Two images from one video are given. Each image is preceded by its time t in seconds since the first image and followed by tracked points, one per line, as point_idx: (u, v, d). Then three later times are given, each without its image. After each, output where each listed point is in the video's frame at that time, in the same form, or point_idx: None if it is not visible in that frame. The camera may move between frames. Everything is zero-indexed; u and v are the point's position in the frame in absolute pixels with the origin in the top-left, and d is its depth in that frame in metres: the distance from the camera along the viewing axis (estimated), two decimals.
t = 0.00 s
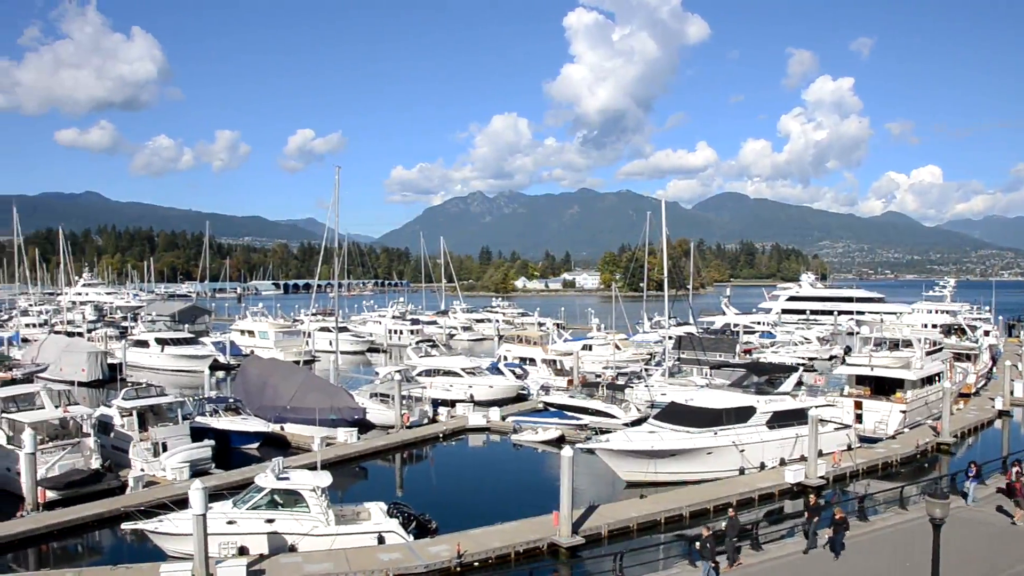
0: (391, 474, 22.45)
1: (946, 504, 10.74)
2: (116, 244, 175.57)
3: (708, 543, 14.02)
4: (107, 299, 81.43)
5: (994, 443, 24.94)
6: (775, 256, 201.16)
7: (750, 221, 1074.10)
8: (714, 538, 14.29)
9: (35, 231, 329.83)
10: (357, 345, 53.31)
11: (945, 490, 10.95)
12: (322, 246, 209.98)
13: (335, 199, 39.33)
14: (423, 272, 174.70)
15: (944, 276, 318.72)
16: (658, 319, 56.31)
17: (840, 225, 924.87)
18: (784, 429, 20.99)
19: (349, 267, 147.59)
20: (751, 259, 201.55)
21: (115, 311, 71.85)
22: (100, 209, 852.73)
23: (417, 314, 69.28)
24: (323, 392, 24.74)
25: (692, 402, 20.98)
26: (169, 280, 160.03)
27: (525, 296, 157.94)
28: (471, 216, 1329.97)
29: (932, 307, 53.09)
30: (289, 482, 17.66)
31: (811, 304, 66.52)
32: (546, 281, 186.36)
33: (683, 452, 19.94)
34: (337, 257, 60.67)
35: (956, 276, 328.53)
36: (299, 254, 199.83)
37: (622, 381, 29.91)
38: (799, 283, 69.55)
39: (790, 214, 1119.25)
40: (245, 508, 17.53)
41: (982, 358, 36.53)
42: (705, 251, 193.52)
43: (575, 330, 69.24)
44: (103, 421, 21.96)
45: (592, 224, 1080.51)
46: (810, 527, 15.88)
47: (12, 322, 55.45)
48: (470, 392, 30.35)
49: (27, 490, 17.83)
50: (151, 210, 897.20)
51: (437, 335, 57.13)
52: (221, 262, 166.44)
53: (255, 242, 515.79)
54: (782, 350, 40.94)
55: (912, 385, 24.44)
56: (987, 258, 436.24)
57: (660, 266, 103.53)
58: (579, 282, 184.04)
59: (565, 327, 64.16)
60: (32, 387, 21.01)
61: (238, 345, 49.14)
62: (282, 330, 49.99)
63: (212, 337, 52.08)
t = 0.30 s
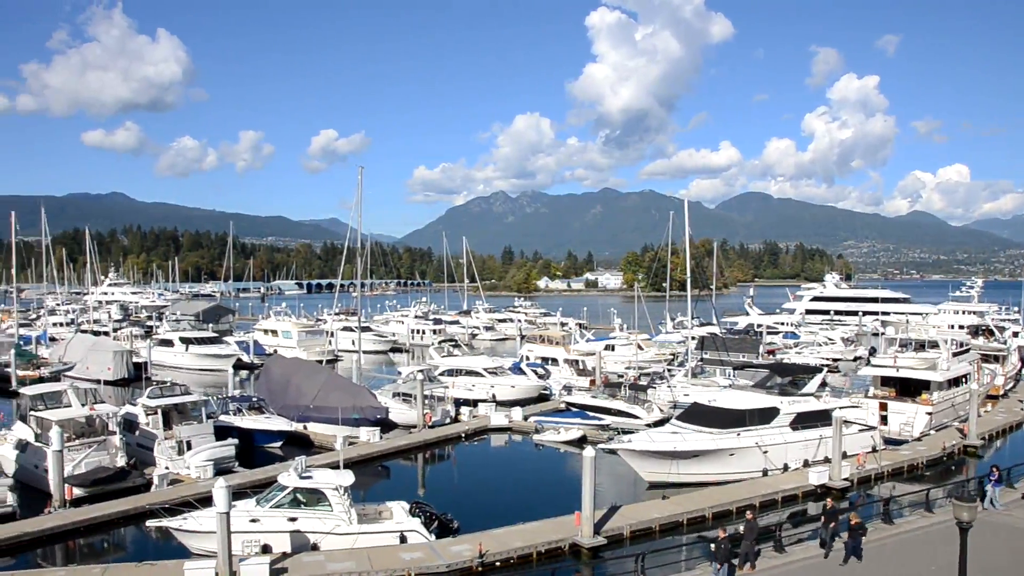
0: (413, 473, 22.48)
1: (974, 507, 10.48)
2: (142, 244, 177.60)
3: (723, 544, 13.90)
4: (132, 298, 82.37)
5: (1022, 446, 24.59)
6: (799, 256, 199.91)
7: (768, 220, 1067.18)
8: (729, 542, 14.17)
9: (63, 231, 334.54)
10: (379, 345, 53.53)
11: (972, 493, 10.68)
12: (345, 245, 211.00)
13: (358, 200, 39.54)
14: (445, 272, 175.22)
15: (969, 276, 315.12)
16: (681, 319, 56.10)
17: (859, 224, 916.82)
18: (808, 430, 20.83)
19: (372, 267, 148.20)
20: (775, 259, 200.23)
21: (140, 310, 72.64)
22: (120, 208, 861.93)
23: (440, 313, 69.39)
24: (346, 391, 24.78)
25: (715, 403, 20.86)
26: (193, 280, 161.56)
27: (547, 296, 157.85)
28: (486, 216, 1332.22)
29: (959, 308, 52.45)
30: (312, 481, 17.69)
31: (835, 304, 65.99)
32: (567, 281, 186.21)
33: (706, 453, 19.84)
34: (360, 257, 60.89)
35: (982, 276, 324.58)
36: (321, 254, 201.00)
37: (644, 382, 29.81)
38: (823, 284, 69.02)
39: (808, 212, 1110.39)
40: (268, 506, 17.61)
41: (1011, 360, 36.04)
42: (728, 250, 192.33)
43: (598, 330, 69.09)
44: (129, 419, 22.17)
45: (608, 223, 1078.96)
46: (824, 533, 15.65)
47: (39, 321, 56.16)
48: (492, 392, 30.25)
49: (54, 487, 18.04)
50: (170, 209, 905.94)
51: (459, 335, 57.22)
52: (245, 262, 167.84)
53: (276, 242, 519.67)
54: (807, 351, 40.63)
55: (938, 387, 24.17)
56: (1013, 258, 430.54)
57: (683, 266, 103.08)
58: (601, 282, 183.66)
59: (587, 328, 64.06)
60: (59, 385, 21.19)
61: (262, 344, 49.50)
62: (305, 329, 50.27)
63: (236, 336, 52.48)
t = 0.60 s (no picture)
0: (433, 472, 22.51)
1: (997, 510, 10.36)
2: (164, 245, 179.20)
3: (735, 546, 13.87)
4: (154, 297, 83.18)
5: None
6: (821, 256, 198.71)
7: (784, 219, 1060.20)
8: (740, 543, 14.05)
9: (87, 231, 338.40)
10: (399, 344, 53.72)
11: (997, 496, 10.55)
12: (364, 245, 211.84)
13: (378, 200, 39.67)
14: (464, 271, 175.57)
15: (993, 276, 311.87)
16: (702, 320, 55.93)
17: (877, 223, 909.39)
18: (829, 431, 20.68)
19: (392, 267, 148.63)
20: (797, 259, 199.09)
21: (163, 310, 73.32)
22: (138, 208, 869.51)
23: (459, 313, 69.43)
24: (366, 391, 24.84)
25: (736, 403, 20.74)
26: (215, 279, 162.87)
27: (567, 296, 157.68)
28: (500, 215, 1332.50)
29: (984, 308, 51.90)
30: (332, 480, 17.71)
31: (857, 304, 65.52)
32: (587, 281, 186.04)
33: (727, 453, 19.74)
34: (379, 257, 61.04)
35: (1006, 276, 320.93)
36: (342, 253, 201.79)
37: (665, 382, 29.71)
38: (845, 284, 68.56)
39: (825, 211, 1102.23)
40: (289, 505, 17.66)
41: None
42: (749, 250, 191.11)
43: (617, 330, 68.94)
44: (151, 417, 22.35)
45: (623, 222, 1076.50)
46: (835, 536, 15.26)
47: (63, 320, 56.70)
48: (511, 391, 30.30)
49: (78, 485, 18.22)
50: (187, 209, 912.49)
51: (479, 335, 57.29)
52: (266, 263, 168.82)
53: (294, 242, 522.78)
54: (828, 352, 40.39)
55: (961, 389, 23.94)
56: None
57: (704, 266, 102.73)
58: (621, 282, 183.30)
59: (607, 327, 63.98)
60: (83, 384, 21.38)
61: (282, 344, 49.80)
62: (325, 329, 50.51)
63: (257, 335, 52.83)
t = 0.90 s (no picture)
0: (451, 472, 22.51)
1: (1020, 512, 10.27)
2: (185, 244, 180.66)
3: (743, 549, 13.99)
4: (174, 297, 83.75)
5: None
6: (840, 256, 197.66)
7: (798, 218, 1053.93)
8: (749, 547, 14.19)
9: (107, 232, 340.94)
10: (416, 344, 53.81)
11: (1019, 499, 10.45)
12: (382, 245, 212.47)
13: (396, 200, 39.71)
14: (482, 271, 175.68)
15: (1014, 276, 308.93)
16: (719, 320, 55.70)
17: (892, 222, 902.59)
18: (848, 433, 20.54)
19: (409, 266, 148.96)
20: (815, 259, 198.18)
21: (182, 309, 73.81)
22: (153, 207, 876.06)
23: (477, 313, 69.44)
24: (384, 390, 24.93)
25: (754, 404, 20.65)
26: (233, 280, 163.90)
27: (584, 297, 157.42)
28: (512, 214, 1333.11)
29: (1006, 308, 51.37)
30: (349, 479, 17.73)
31: (877, 305, 65.07)
32: (605, 281, 185.74)
33: (745, 454, 19.66)
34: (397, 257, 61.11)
35: None
36: (359, 253, 202.47)
37: (682, 382, 29.59)
38: (864, 284, 68.10)
39: (840, 210, 1094.80)
40: (306, 504, 17.73)
41: None
42: (767, 250, 189.98)
43: (635, 330, 68.82)
44: (170, 416, 22.51)
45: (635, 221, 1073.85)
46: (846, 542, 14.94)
47: (83, 319, 57.19)
48: (529, 391, 30.27)
49: (98, 483, 18.39)
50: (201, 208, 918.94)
51: (497, 335, 57.31)
52: (284, 262, 169.65)
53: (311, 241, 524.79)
54: (847, 352, 40.15)
55: (983, 390, 23.71)
56: None
57: (722, 266, 102.29)
58: (639, 282, 182.90)
59: (624, 328, 63.81)
60: (103, 383, 21.53)
61: (300, 343, 50.01)
62: (343, 329, 50.66)
63: (275, 335, 53.07)
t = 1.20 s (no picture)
0: (470, 472, 22.50)
1: None
2: (206, 245, 182.05)
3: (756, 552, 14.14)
4: (195, 296, 84.41)
5: None
6: (862, 256, 196.14)
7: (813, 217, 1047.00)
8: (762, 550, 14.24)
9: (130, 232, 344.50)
10: (436, 343, 53.84)
11: None
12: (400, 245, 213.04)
13: (416, 199, 39.78)
14: (501, 271, 175.61)
15: None
16: (740, 320, 55.43)
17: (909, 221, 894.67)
18: (870, 434, 20.37)
19: (428, 266, 149.32)
20: (836, 259, 196.78)
21: (203, 309, 74.35)
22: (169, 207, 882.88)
23: (496, 313, 69.44)
24: (403, 389, 24.98)
25: (774, 405, 20.53)
26: (254, 279, 164.88)
27: (604, 297, 157.16)
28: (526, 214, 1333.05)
29: None
30: (368, 478, 17.78)
31: (899, 305, 64.53)
32: (625, 281, 185.33)
33: (765, 456, 19.60)
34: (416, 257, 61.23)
35: None
36: (379, 253, 203.11)
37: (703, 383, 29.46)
38: (886, 284, 67.57)
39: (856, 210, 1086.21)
40: (326, 503, 17.79)
41: None
42: (788, 250, 188.87)
43: (655, 330, 68.71)
44: (190, 415, 22.67)
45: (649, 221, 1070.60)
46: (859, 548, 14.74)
47: (106, 319, 57.68)
48: (548, 391, 30.23)
49: (120, 480, 18.54)
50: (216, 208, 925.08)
51: (516, 335, 57.29)
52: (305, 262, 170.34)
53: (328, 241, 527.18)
54: (869, 353, 39.90)
55: (1007, 392, 23.44)
56: None
57: (742, 266, 101.83)
58: (659, 282, 182.28)
59: (644, 328, 63.63)
60: (125, 381, 21.70)
61: (321, 342, 50.25)
62: (363, 328, 50.81)
63: (295, 334, 53.35)
